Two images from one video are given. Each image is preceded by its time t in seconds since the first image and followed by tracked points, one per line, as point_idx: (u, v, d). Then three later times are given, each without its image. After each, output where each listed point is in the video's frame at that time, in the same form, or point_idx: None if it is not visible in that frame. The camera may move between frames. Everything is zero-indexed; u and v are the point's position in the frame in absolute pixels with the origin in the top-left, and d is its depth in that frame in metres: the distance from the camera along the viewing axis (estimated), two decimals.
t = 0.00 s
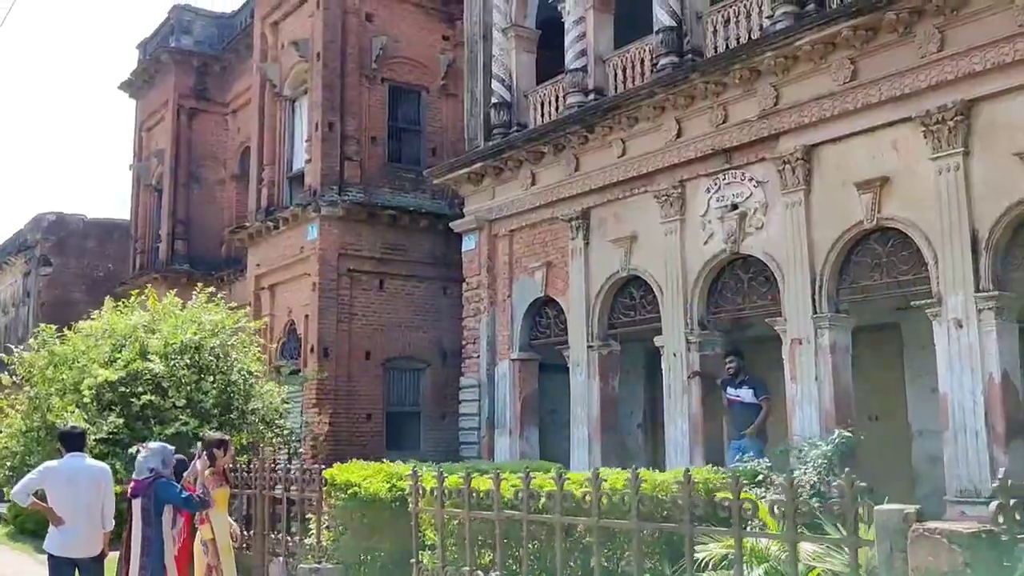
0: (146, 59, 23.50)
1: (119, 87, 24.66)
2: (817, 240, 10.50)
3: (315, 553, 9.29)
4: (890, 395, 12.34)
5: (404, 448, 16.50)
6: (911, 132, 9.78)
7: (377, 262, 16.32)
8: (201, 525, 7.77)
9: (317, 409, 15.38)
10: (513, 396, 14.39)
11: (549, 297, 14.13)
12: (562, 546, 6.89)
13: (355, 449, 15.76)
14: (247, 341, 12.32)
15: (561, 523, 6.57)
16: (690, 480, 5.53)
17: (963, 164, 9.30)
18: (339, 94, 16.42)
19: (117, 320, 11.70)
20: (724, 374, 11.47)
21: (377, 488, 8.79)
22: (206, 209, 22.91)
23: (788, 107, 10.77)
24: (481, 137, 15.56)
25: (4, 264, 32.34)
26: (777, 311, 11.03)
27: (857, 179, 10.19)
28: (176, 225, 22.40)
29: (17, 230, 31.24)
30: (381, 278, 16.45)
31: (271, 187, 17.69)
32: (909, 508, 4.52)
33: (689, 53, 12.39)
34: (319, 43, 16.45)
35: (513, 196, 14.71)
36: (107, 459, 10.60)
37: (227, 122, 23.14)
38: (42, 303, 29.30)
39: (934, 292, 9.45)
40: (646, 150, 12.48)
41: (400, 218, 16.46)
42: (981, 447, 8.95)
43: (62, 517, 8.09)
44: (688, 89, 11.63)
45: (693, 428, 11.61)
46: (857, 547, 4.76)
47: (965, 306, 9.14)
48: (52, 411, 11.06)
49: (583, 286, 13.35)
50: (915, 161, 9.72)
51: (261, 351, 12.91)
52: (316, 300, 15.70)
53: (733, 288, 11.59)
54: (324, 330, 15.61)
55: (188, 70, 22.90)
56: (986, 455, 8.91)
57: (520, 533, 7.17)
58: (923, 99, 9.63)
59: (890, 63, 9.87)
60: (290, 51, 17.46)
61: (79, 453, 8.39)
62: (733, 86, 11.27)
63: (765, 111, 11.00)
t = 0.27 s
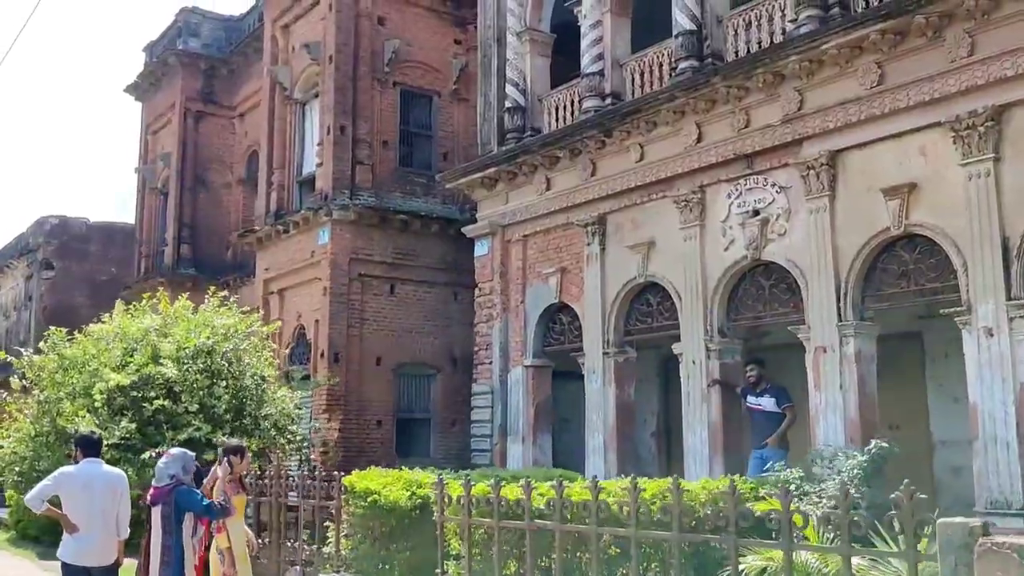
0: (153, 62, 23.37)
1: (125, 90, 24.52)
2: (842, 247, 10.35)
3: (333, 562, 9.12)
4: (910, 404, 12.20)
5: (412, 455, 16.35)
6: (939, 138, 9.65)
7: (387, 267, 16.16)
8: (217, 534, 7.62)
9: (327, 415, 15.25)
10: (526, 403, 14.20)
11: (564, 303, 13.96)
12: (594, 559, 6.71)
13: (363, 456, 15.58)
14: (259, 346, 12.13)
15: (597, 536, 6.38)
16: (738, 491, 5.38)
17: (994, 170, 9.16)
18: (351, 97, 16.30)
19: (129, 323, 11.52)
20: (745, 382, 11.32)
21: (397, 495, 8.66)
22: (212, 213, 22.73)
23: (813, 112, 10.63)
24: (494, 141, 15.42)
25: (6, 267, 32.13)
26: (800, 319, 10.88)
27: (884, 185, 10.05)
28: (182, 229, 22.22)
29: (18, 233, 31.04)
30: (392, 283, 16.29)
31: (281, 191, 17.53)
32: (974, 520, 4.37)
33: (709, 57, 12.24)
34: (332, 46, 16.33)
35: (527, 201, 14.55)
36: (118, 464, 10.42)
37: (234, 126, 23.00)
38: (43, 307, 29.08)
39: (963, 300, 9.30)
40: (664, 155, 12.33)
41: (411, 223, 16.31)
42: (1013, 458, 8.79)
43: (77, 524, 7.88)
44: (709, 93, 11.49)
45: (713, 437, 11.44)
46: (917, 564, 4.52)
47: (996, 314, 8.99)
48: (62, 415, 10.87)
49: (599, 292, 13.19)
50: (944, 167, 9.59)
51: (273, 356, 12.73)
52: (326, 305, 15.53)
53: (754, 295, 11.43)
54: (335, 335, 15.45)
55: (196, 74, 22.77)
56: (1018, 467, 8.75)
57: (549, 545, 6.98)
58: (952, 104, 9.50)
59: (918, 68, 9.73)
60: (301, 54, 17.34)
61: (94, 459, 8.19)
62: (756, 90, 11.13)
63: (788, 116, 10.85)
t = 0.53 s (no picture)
0: (158, 70, 23.23)
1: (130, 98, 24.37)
2: (866, 258, 10.21)
3: None
4: (931, 418, 12.02)
5: (422, 468, 16.10)
6: (966, 148, 9.51)
7: (397, 277, 15.98)
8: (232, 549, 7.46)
9: (335, 427, 15.01)
10: (538, 416, 13.98)
11: (578, 314, 13.78)
12: None
13: (372, 469, 15.33)
14: (270, 356, 11.94)
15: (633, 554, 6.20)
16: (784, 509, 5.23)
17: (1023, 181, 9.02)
18: (362, 106, 16.17)
19: (139, 333, 11.33)
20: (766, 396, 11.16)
21: (415, 510, 8.48)
22: (217, 223, 22.53)
23: (836, 121, 10.49)
24: (506, 150, 15.26)
25: (7, 277, 31.92)
26: (822, 331, 10.71)
27: (909, 195, 9.91)
28: (187, 238, 22.02)
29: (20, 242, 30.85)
30: (401, 293, 16.10)
31: (289, 199, 17.37)
32: None
33: (727, 65, 12.10)
34: (342, 54, 16.20)
35: (539, 211, 14.38)
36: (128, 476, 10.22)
37: (239, 135, 22.85)
38: (45, 316, 28.85)
39: (993, 312, 9.14)
40: (682, 165, 12.18)
41: (421, 232, 16.15)
42: None
43: (91, 538, 7.68)
44: (729, 102, 11.34)
45: (732, 451, 11.25)
46: None
47: None
48: (71, 425, 10.68)
49: (614, 304, 13.01)
50: (972, 177, 9.44)
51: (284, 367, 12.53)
52: (335, 315, 15.35)
53: (774, 307, 11.27)
54: (344, 346, 15.26)
55: (202, 82, 22.64)
56: None
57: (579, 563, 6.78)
58: (980, 114, 9.36)
59: (945, 77, 9.60)
60: (311, 62, 17.21)
61: (108, 471, 7.99)
62: (777, 98, 10.99)
63: (810, 125, 10.71)
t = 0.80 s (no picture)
0: (171, 76, 23.13)
1: (142, 105, 24.27)
2: (896, 270, 10.02)
3: None
4: (957, 434, 11.79)
5: (435, 480, 15.87)
6: (1001, 158, 9.33)
7: (412, 286, 15.80)
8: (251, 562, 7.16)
9: (348, 437, 14.79)
10: (556, 428, 13.77)
11: (597, 325, 13.58)
12: None
13: (385, 480, 15.09)
14: (286, 364, 11.75)
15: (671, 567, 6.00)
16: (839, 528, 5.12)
17: None
18: (378, 113, 16.04)
19: (154, 339, 11.15)
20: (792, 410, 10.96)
21: (438, 522, 8.30)
22: (228, 230, 22.37)
23: (866, 130, 10.33)
24: (524, 159, 15.10)
25: (14, 284, 31.76)
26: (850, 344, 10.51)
27: (942, 206, 9.73)
28: (198, 246, 21.86)
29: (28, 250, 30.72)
30: (415, 303, 15.91)
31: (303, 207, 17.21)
32: None
33: (753, 74, 11.94)
34: (359, 61, 16.08)
35: (557, 220, 14.21)
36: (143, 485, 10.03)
37: (252, 142, 22.72)
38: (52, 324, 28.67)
39: None
40: (706, 174, 12.01)
41: (436, 241, 15.98)
42: None
43: (109, 548, 7.49)
44: (755, 110, 11.18)
45: (756, 466, 11.04)
46: None
47: None
48: (85, 433, 10.50)
49: (634, 315, 12.82)
50: (1007, 188, 9.26)
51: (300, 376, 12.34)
52: (349, 325, 15.17)
53: (800, 319, 11.08)
54: (358, 356, 15.07)
55: (214, 89, 22.53)
56: None
57: None
58: (1016, 123, 9.19)
59: (980, 86, 9.43)
60: (327, 68, 17.09)
61: (125, 479, 7.80)
62: (805, 107, 10.83)
63: (840, 134, 10.55)
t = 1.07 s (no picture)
0: (168, 87, 22.95)
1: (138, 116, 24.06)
2: (914, 282, 9.87)
3: None
4: (972, 448, 11.64)
5: (437, 495, 15.64)
6: (1021, 168, 9.21)
7: (415, 298, 15.62)
8: None
9: (351, 452, 14.56)
10: (562, 443, 13.56)
11: (604, 338, 13.40)
12: None
13: (388, 495, 14.85)
14: (291, 377, 11.53)
15: None
16: (888, 543, 4.97)
17: None
18: (381, 123, 15.88)
19: (156, 352, 10.92)
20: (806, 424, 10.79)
21: (453, 539, 8.15)
22: (225, 242, 22.13)
23: (881, 140, 10.20)
24: (529, 170, 14.95)
25: (6, 296, 31.42)
26: (866, 357, 10.35)
27: (961, 217, 9.60)
28: (195, 257, 21.63)
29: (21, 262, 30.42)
30: (418, 315, 15.72)
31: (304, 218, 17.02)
32: None
33: (764, 84, 11.82)
34: (362, 70, 15.94)
35: (563, 231, 14.05)
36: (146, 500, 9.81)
37: (250, 153, 22.53)
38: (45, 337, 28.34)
39: None
40: (716, 185, 11.87)
41: (439, 252, 15.81)
42: None
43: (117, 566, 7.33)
44: (768, 120, 11.05)
45: (770, 481, 10.85)
46: None
47: None
48: (85, 447, 10.26)
49: (643, 328, 12.65)
50: None
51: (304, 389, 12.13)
52: (352, 337, 14.96)
53: (814, 332, 10.93)
54: (360, 369, 14.86)
55: (213, 100, 22.35)
56: None
57: None
58: None
59: (999, 95, 9.31)
60: (329, 78, 16.94)
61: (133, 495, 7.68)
62: (819, 117, 10.70)
63: (855, 145, 10.42)
